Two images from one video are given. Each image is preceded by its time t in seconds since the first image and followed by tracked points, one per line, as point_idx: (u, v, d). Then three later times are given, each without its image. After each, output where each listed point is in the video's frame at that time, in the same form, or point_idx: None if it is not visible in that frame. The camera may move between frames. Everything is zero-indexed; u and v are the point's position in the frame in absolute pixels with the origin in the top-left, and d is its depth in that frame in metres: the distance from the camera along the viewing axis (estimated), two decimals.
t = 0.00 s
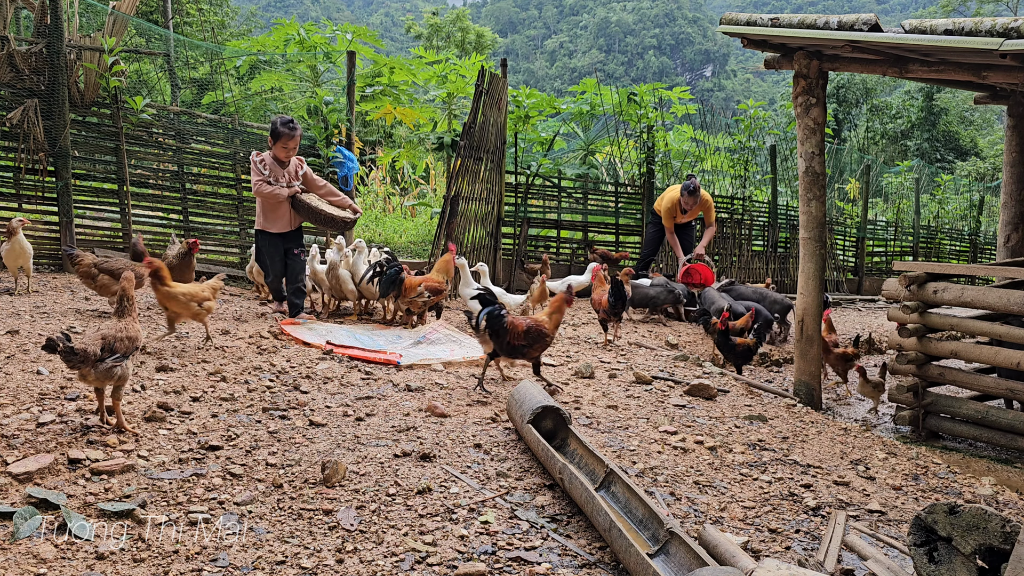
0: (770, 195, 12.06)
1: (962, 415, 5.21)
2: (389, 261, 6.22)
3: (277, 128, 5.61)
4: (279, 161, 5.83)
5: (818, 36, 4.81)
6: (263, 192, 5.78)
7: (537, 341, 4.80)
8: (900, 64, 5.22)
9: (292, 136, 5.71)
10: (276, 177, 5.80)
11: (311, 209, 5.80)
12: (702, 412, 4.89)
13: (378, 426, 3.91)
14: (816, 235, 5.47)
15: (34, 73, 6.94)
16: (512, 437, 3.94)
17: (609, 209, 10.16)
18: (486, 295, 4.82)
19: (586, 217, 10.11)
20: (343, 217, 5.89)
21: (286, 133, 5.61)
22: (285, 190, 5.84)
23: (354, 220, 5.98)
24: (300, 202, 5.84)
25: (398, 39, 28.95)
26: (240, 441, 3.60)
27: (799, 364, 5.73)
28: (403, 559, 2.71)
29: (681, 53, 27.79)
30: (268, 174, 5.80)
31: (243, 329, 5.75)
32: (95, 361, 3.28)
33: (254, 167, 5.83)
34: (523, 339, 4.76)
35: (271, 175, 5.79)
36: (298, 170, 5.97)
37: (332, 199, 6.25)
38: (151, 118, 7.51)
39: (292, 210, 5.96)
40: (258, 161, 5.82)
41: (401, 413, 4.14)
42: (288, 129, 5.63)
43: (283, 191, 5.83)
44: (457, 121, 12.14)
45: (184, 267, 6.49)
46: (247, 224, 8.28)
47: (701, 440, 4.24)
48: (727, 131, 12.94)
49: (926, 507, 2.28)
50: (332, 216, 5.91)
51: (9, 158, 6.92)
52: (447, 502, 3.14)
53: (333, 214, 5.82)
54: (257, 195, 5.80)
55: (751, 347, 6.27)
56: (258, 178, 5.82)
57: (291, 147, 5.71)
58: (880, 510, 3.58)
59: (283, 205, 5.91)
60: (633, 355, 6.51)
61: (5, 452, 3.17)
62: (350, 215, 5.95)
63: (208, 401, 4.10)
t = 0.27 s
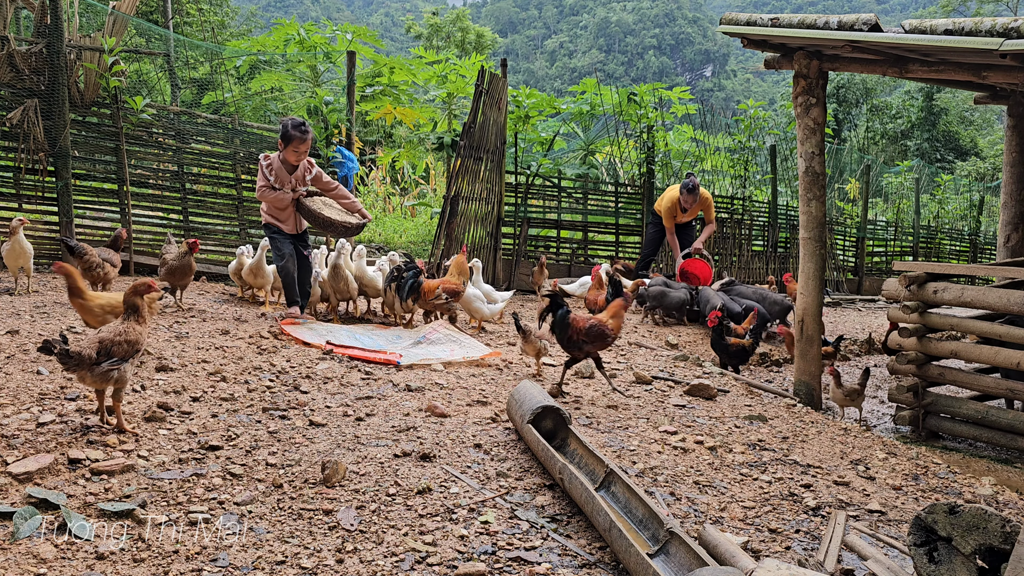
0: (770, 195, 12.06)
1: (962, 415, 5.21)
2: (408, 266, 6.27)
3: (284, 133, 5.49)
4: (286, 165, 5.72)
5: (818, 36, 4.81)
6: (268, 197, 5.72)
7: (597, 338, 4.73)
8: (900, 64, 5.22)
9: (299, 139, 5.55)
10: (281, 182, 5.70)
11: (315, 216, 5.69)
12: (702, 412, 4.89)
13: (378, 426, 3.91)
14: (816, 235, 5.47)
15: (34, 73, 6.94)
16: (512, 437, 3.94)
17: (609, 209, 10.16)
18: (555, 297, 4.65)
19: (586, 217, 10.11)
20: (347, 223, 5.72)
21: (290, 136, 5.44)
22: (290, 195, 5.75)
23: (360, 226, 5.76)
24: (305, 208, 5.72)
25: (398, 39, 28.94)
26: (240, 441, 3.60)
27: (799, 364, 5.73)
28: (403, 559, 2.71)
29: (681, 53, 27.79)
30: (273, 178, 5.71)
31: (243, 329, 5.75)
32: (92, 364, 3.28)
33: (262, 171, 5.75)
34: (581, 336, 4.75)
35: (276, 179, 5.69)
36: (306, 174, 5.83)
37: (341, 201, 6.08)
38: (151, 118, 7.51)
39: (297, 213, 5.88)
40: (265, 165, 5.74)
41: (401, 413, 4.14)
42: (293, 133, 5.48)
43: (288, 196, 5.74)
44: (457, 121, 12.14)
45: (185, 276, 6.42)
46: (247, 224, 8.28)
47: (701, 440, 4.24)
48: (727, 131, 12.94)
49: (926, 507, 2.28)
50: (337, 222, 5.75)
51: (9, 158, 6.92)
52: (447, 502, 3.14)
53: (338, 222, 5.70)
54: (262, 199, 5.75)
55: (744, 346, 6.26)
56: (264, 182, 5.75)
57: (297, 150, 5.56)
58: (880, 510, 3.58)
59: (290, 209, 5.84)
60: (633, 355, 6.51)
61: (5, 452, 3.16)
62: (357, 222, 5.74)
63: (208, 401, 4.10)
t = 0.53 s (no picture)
0: (770, 195, 12.06)
1: (962, 415, 5.21)
2: (429, 267, 6.32)
3: (294, 141, 5.30)
4: (296, 172, 5.56)
5: (818, 36, 4.81)
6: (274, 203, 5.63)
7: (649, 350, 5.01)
8: (900, 64, 5.22)
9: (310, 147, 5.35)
10: (288, 190, 5.57)
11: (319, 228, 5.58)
12: (702, 412, 4.89)
13: (378, 427, 3.91)
14: (816, 235, 5.47)
15: (34, 73, 6.94)
16: (512, 437, 3.94)
17: (609, 209, 10.16)
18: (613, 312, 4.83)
19: (586, 217, 10.11)
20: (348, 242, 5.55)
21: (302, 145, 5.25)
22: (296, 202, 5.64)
23: (364, 244, 5.64)
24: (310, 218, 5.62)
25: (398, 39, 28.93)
26: (240, 441, 3.60)
27: (799, 364, 5.74)
28: (403, 559, 2.71)
29: (681, 53, 27.78)
30: (281, 185, 5.59)
31: (244, 329, 5.75)
32: (79, 363, 3.28)
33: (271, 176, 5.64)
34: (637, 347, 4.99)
35: (284, 187, 5.57)
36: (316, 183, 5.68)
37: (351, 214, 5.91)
38: (151, 118, 7.52)
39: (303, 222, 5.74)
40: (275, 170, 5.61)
41: (401, 413, 4.14)
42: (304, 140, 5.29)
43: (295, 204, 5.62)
44: (457, 121, 12.15)
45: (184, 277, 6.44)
46: (247, 224, 8.28)
47: (701, 440, 4.24)
48: (727, 131, 12.94)
49: (926, 507, 2.28)
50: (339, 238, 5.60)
51: (9, 158, 6.91)
52: (447, 502, 3.14)
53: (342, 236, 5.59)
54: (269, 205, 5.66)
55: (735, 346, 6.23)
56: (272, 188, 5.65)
57: (306, 159, 5.37)
58: (880, 510, 3.58)
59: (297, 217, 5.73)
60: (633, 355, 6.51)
61: (5, 452, 3.16)
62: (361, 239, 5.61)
63: (208, 401, 4.10)
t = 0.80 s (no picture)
0: (770, 195, 12.07)
1: (962, 415, 5.21)
2: (450, 272, 6.77)
3: (320, 151, 5.37)
4: (316, 181, 5.66)
5: (818, 36, 4.81)
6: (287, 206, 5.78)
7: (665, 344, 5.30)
8: (900, 64, 5.22)
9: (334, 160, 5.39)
10: (303, 197, 5.69)
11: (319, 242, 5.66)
12: (702, 412, 4.89)
13: (378, 427, 3.90)
14: (816, 235, 5.47)
15: (34, 73, 6.94)
16: (512, 437, 3.94)
17: (609, 209, 10.17)
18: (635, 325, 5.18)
19: (586, 217, 10.11)
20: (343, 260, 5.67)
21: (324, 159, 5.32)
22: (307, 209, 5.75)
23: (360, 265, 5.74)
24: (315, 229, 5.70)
25: (398, 39, 28.92)
26: (240, 441, 3.60)
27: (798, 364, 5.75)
28: (403, 559, 2.71)
29: (681, 53, 27.79)
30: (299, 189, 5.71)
31: (244, 328, 5.75)
32: (90, 372, 3.25)
33: (291, 178, 5.77)
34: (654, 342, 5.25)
35: (301, 194, 5.68)
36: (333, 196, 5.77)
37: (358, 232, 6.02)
38: (151, 118, 7.51)
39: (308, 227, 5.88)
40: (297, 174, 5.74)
41: (401, 413, 4.14)
42: (329, 154, 5.32)
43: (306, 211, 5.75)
44: (457, 121, 12.15)
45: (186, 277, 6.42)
46: (247, 224, 8.28)
47: (701, 440, 4.24)
48: (727, 131, 12.94)
49: (926, 507, 2.28)
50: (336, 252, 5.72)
51: (9, 158, 6.91)
52: (447, 502, 3.14)
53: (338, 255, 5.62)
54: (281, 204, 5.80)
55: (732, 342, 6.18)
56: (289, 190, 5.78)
57: (329, 172, 5.45)
58: (880, 510, 3.58)
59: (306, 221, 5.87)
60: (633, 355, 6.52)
61: (5, 452, 3.16)
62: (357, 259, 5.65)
63: (208, 401, 4.10)
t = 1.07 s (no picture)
0: (770, 195, 12.07)
1: (962, 415, 5.21)
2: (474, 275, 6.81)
3: (329, 162, 5.35)
4: (319, 193, 5.60)
5: (818, 36, 4.81)
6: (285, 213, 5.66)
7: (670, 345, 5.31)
8: (900, 64, 5.22)
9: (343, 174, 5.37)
10: (304, 207, 5.60)
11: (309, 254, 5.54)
12: (702, 412, 4.90)
13: (378, 426, 3.90)
14: (816, 235, 5.47)
15: (34, 73, 6.94)
16: (512, 437, 3.94)
17: (609, 209, 10.17)
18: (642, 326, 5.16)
19: (586, 217, 10.11)
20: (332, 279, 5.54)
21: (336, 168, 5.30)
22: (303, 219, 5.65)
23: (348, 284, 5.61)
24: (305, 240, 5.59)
25: (398, 39, 28.93)
26: (240, 441, 3.60)
27: (798, 364, 5.74)
28: (403, 559, 2.71)
29: (681, 53, 27.79)
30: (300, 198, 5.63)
31: (243, 329, 5.75)
32: (97, 376, 3.22)
33: (292, 186, 5.68)
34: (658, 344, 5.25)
35: (303, 203, 5.59)
36: (333, 209, 5.72)
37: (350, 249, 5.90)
38: (151, 119, 7.51)
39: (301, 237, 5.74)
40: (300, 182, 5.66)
41: (401, 413, 4.14)
42: (339, 167, 5.32)
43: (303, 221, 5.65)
44: (457, 121, 12.15)
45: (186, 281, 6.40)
46: (248, 225, 8.29)
47: (701, 440, 4.24)
48: (727, 131, 12.95)
49: (926, 507, 2.28)
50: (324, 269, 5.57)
51: (8, 158, 6.91)
52: (447, 502, 3.14)
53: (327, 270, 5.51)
54: (277, 210, 5.67)
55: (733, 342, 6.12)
56: (289, 197, 5.68)
57: (335, 185, 5.42)
58: (880, 510, 3.58)
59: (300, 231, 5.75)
60: (633, 355, 6.52)
61: (5, 452, 3.16)
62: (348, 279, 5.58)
63: (208, 401, 4.10)
